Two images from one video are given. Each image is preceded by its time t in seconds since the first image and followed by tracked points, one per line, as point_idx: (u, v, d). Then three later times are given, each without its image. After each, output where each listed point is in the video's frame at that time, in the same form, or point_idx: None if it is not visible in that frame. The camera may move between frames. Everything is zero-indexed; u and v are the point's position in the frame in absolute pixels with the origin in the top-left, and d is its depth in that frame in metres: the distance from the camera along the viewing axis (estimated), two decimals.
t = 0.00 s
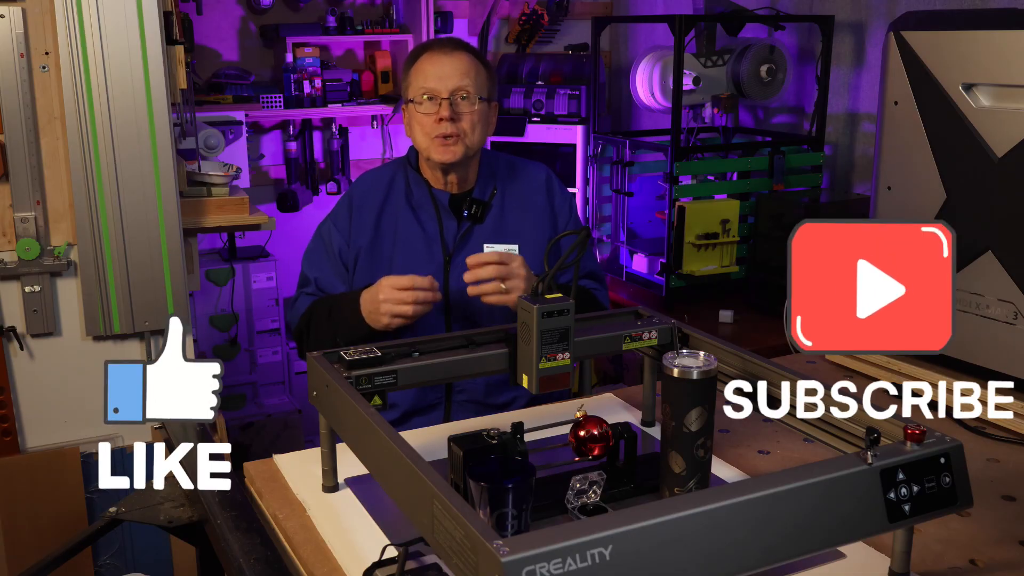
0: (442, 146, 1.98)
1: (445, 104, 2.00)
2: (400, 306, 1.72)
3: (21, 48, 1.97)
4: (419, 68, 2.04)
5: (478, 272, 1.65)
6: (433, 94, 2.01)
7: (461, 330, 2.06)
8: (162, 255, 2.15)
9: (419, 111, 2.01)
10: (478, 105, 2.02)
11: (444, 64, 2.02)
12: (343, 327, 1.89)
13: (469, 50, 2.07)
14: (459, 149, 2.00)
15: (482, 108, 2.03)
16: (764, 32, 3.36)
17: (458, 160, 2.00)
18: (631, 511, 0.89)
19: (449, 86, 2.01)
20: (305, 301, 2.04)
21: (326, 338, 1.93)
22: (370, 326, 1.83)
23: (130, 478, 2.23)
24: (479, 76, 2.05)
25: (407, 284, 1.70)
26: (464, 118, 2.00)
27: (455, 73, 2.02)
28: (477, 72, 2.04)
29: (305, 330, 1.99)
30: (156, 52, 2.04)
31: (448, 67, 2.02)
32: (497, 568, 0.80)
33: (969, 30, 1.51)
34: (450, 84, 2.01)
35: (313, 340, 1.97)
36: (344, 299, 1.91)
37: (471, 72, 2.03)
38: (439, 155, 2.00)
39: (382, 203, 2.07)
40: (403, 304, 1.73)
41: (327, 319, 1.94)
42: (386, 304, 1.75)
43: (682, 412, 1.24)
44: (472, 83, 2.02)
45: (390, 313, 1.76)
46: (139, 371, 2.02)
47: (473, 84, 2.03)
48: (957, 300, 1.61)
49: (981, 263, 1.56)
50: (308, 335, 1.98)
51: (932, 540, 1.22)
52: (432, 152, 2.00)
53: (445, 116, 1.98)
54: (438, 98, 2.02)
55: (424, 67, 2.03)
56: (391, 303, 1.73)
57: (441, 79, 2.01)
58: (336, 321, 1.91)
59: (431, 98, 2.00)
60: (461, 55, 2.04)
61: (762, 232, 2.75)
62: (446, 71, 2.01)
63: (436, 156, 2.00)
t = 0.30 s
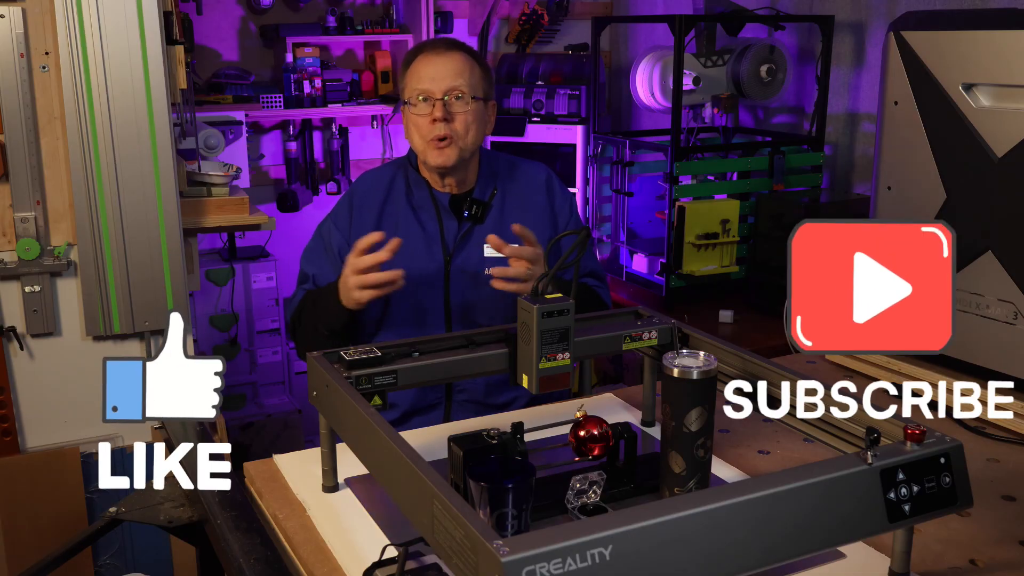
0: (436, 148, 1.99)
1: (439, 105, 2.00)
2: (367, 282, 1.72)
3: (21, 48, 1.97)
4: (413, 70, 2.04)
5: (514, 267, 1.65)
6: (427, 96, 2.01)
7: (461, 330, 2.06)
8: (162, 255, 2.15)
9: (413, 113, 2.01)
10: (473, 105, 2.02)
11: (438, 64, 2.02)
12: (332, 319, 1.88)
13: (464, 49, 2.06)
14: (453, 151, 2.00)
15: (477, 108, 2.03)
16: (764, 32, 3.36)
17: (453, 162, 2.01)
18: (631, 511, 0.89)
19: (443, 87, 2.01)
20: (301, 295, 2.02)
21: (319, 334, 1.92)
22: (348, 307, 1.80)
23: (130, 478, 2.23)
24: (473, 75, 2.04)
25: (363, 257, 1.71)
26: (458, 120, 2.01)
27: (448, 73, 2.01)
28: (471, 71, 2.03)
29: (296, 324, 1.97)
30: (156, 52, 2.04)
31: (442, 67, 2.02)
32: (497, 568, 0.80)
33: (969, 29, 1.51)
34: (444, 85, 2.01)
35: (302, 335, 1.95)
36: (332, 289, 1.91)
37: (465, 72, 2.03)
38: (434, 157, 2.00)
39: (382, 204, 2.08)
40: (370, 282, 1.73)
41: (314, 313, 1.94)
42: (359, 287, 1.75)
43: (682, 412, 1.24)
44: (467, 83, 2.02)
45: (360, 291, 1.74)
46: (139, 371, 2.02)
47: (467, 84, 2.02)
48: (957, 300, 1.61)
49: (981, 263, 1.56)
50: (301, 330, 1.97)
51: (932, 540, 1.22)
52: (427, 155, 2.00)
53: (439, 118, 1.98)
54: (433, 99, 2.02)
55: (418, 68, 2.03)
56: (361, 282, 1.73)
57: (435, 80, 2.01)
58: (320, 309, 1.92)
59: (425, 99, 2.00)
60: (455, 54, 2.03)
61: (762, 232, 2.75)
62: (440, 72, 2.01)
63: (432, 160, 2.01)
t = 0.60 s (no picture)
0: (437, 147, 1.98)
1: (439, 106, 2.00)
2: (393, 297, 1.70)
3: (21, 48, 1.97)
4: (412, 71, 2.04)
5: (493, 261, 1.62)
6: (426, 97, 2.01)
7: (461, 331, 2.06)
8: (162, 255, 2.15)
9: (413, 115, 2.01)
10: (472, 105, 2.02)
11: (437, 65, 2.02)
12: (336, 320, 1.90)
13: (462, 50, 2.07)
14: (453, 148, 1.99)
15: (476, 108, 2.03)
16: (764, 32, 3.36)
17: (454, 160, 2.00)
18: (631, 511, 0.89)
19: (442, 87, 2.01)
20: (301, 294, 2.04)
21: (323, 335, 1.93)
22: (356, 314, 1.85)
23: (130, 478, 2.23)
24: (472, 75, 2.05)
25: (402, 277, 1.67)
26: (458, 119, 2.00)
27: (447, 74, 2.02)
28: (470, 71, 2.04)
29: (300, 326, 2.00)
30: (156, 52, 2.04)
31: (440, 68, 2.02)
32: (497, 568, 0.80)
33: (969, 29, 1.51)
34: (443, 85, 2.01)
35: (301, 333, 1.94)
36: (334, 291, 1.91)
37: (464, 73, 2.03)
38: (435, 157, 1.99)
39: (382, 203, 2.07)
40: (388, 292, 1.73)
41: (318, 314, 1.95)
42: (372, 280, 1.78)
43: (682, 412, 1.24)
44: (465, 83, 2.02)
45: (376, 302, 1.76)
46: (139, 371, 2.02)
47: (466, 84, 2.03)
48: (956, 299, 1.61)
49: (981, 263, 1.57)
50: (305, 330, 1.99)
51: (932, 539, 1.22)
52: (428, 154, 1.99)
53: (439, 117, 1.98)
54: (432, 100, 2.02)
55: (417, 70, 2.03)
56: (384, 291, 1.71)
57: (433, 81, 2.01)
58: (323, 310, 1.93)
59: (424, 100, 2.00)
60: (453, 56, 2.04)
61: (762, 232, 2.75)
62: (439, 72, 2.02)
63: (431, 158, 1.99)
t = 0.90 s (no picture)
0: (435, 153, 1.99)
1: (436, 109, 2.00)
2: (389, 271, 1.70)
3: (21, 48, 1.97)
4: (409, 73, 2.02)
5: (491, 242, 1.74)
6: (424, 100, 2.00)
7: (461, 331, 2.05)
8: (162, 256, 2.15)
9: (410, 118, 2.01)
10: (469, 107, 2.02)
11: (433, 67, 2.00)
12: (337, 318, 1.90)
13: (458, 49, 2.05)
14: (451, 153, 2.00)
15: (473, 109, 2.02)
16: (764, 32, 3.36)
17: (452, 165, 2.01)
18: (631, 511, 0.89)
19: (439, 90, 2.00)
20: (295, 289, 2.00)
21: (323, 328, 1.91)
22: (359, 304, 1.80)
23: (130, 478, 2.23)
24: (469, 75, 2.03)
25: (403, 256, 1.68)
26: (455, 122, 2.00)
27: (444, 76, 2.00)
28: (466, 72, 2.03)
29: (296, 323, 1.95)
30: (156, 52, 2.04)
31: (437, 70, 2.00)
32: (497, 568, 0.80)
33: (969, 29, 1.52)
34: (440, 88, 2.00)
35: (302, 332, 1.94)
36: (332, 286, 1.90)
37: (461, 73, 2.02)
38: (433, 161, 2.01)
39: (382, 203, 2.08)
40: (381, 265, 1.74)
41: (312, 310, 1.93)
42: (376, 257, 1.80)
43: (682, 412, 1.24)
44: (462, 85, 2.01)
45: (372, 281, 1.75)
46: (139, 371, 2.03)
47: (463, 85, 2.02)
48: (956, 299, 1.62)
49: (981, 263, 1.56)
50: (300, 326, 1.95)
51: (932, 539, 1.22)
52: (426, 159, 2.01)
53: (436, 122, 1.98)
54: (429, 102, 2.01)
55: (413, 72, 2.01)
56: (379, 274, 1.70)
57: (430, 83, 2.00)
58: (319, 305, 1.92)
59: (422, 103, 1.99)
60: (450, 56, 2.02)
61: (762, 232, 2.75)
62: (435, 74, 2.00)
63: (430, 163, 2.01)
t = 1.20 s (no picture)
0: (434, 149, 1.98)
1: (432, 106, 2.00)
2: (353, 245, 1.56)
3: (21, 48, 1.97)
4: (404, 73, 2.04)
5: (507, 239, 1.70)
6: (419, 98, 2.00)
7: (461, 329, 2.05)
8: (162, 256, 2.15)
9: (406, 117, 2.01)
10: (464, 102, 2.02)
11: (427, 65, 2.01)
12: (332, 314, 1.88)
13: (451, 46, 2.06)
14: (450, 150, 1.99)
15: (469, 105, 2.03)
16: (764, 32, 3.36)
17: (452, 161, 2.00)
18: (631, 511, 0.89)
19: (433, 87, 2.00)
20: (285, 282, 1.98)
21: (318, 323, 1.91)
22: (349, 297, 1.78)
23: (130, 478, 2.23)
24: (463, 72, 2.04)
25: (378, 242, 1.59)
26: (452, 118, 2.00)
27: (439, 73, 2.01)
28: (460, 68, 2.03)
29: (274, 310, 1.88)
30: (156, 52, 2.04)
31: (431, 67, 2.01)
32: (497, 568, 0.80)
33: (969, 30, 1.52)
34: (434, 86, 2.00)
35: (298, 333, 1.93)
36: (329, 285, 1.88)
37: (455, 70, 2.03)
38: (432, 159, 2.00)
39: (383, 199, 2.07)
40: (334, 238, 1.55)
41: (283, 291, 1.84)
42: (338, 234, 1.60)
43: (681, 412, 1.24)
44: (457, 81, 2.01)
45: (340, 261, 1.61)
46: (139, 371, 2.03)
47: (457, 81, 2.02)
48: (957, 300, 1.62)
49: (981, 263, 1.57)
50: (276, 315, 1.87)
51: (932, 540, 1.22)
52: (425, 157, 2.00)
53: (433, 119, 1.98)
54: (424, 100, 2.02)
55: (408, 71, 2.02)
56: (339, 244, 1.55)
57: (424, 80, 2.01)
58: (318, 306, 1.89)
59: (417, 101, 2.00)
60: (442, 53, 2.03)
61: (762, 233, 2.75)
62: (429, 72, 2.01)
63: (429, 161, 2.00)
